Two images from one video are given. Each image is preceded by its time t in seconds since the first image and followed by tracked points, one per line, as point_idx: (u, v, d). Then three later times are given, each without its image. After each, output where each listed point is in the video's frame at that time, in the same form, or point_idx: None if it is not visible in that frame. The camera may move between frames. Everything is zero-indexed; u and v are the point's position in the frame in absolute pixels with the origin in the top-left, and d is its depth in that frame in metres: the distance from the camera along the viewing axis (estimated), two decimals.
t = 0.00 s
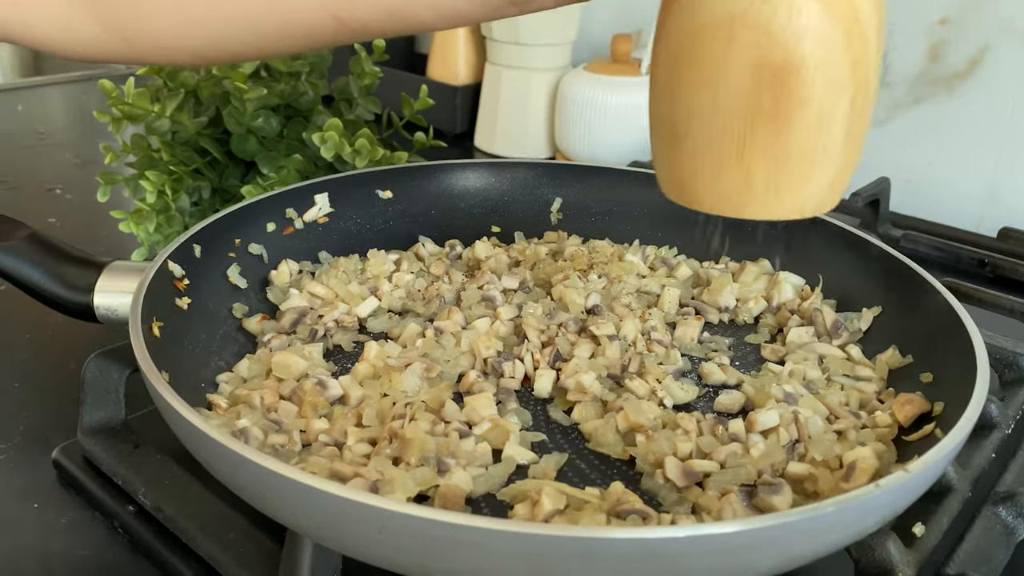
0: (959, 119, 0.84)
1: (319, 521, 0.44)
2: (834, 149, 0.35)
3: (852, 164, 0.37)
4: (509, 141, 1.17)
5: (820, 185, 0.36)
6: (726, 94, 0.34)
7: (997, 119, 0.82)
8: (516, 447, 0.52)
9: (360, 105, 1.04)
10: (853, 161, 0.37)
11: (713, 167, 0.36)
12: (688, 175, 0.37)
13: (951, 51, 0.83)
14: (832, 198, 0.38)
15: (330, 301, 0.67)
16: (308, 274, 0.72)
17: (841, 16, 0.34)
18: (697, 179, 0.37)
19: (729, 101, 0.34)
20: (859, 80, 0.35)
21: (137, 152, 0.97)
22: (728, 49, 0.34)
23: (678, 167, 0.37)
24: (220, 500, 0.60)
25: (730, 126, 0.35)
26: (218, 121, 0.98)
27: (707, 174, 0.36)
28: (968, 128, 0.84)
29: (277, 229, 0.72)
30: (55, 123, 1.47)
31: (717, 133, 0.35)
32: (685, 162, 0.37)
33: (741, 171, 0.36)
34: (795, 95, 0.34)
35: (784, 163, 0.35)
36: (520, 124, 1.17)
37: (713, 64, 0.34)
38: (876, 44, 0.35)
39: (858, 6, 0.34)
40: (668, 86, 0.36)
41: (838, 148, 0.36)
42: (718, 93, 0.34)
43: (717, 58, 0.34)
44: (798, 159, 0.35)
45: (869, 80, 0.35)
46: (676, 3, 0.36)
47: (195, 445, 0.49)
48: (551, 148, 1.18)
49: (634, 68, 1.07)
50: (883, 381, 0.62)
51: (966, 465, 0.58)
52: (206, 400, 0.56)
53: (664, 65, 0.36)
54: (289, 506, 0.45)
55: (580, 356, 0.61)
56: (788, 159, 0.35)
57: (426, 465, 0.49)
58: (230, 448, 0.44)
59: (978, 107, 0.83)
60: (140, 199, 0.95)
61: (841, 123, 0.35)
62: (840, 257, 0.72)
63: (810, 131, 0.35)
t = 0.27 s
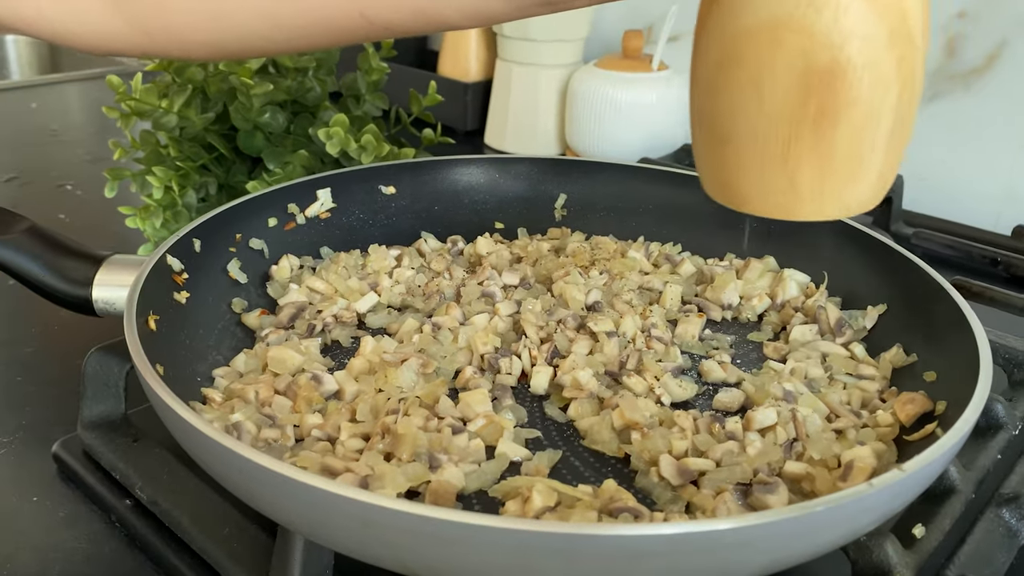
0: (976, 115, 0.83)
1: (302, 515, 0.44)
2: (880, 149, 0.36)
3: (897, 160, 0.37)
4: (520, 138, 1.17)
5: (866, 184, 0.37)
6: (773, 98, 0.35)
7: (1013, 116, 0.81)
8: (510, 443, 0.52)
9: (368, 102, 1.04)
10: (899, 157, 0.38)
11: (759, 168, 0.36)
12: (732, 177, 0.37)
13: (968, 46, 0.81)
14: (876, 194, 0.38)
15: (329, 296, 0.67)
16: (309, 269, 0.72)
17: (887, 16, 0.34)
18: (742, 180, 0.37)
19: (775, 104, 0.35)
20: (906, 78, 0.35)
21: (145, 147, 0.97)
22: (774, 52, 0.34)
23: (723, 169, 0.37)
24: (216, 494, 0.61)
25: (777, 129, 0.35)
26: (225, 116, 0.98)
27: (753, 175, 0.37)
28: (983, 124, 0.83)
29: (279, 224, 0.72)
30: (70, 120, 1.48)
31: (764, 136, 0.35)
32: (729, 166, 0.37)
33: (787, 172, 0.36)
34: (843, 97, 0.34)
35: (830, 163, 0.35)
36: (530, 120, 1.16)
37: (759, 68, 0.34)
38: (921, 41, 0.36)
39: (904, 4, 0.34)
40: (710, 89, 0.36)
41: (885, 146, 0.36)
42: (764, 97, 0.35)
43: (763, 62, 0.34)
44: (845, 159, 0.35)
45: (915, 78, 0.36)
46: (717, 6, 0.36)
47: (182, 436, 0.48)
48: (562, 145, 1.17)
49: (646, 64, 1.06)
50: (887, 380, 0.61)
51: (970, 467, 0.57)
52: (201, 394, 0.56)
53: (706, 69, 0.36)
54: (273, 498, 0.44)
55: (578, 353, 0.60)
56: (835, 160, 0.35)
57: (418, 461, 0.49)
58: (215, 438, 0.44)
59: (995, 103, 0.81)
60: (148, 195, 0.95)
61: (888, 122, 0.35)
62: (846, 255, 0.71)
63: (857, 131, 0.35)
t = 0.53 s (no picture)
0: (990, 113, 0.82)
1: (287, 510, 0.44)
2: (908, 151, 0.36)
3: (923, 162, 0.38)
4: (531, 135, 1.16)
5: (894, 185, 0.37)
6: (802, 101, 0.35)
7: None
8: (504, 440, 0.52)
9: (376, 98, 1.04)
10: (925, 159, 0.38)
11: (788, 172, 0.36)
12: (762, 181, 0.37)
13: (984, 43, 0.80)
14: (902, 194, 0.38)
15: (329, 292, 0.67)
16: (311, 265, 0.72)
17: (912, 20, 0.34)
18: (771, 184, 0.37)
19: (804, 109, 0.35)
20: (933, 80, 0.35)
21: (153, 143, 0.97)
22: (802, 58, 0.34)
23: (752, 172, 0.37)
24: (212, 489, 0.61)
25: (806, 134, 0.35)
26: (232, 112, 0.98)
27: (782, 178, 0.36)
28: (999, 121, 0.81)
29: (281, 219, 0.72)
30: (84, 116, 1.49)
31: (793, 140, 0.35)
32: (759, 169, 0.37)
33: (817, 175, 0.36)
34: (871, 101, 0.34)
35: (860, 166, 0.35)
36: (540, 117, 1.15)
37: (789, 72, 0.34)
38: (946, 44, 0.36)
39: (928, 7, 0.35)
40: (738, 93, 0.36)
41: (913, 148, 0.36)
42: (793, 103, 0.35)
43: (792, 66, 0.34)
44: (874, 161, 0.35)
45: (941, 79, 0.36)
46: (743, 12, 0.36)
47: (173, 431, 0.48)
48: (571, 143, 1.16)
49: (657, 60, 1.05)
50: (890, 380, 0.60)
51: (974, 469, 0.56)
52: (197, 388, 0.56)
53: (734, 74, 0.36)
54: (257, 493, 0.44)
55: (576, 350, 0.60)
56: (865, 163, 0.35)
57: (410, 458, 0.49)
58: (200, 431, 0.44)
59: (1010, 101, 0.80)
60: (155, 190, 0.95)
61: (916, 124, 0.35)
62: (851, 254, 0.70)
63: (887, 134, 0.35)
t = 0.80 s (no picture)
0: (1003, 111, 0.80)
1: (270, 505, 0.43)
2: (902, 151, 0.36)
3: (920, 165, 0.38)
4: (542, 133, 1.15)
5: (887, 187, 0.37)
6: (796, 95, 0.35)
7: None
8: (498, 438, 0.51)
9: (384, 95, 1.04)
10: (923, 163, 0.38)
11: (781, 169, 0.36)
12: (754, 179, 0.37)
13: (999, 39, 0.78)
14: (899, 199, 0.38)
15: (329, 288, 0.67)
16: (312, 261, 0.72)
17: (907, 19, 0.34)
18: (763, 182, 0.37)
19: (797, 104, 0.35)
20: (929, 79, 0.35)
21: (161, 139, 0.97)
22: (795, 52, 0.35)
23: (746, 166, 0.37)
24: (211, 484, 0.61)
25: (799, 128, 0.35)
26: (239, 108, 0.98)
27: (775, 174, 0.37)
28: (1013, 119, 0.80)
29: (283, 215, 0.72)
30: (100, 112, 1.50)
31: (787, 136, 0.36)
32: (752, 163, 0.37)
33: (810, 173, 0.36)
34: (864, 96, 0.35)
35: (854, 163, 0.36)
36: (551, 115, 1.14)
37: (783, 65, 0.35)
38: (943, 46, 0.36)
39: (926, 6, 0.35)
40: (734, 89, 0.37)
41: (909, 148, 0.36)
42: (786, 97, 0.35)
43: (787, 59, 0.35)
44: (866, 159, 0.35)
45: (937, 83, 0.36)
46: (738, 10, 0.37)
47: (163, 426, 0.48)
48: (582, 140, 1.15)
49: (669, 58, 1.04)
50: (894, 380, 0.59)
51: (978, 472, 0.55)
52: (193, 383, 0.56)
53: (731, 70, 0.37)
54: (241, 487, 0.44)
55: (574, 348, 0.59)
56: (859, 160, 0.35)
57: (402, 455, 0.48)
58: (185, 426, 0.44)
59: None
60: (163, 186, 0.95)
61: (911, 124, 0.35)
62: (857, 253, 0.70)
63: (881, 131, 0.35)
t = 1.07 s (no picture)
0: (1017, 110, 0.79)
1: (257, 502, 0.43)
2: (831, 146, 0.34)
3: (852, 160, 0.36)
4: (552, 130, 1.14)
5: (820, 182, 0.35)
6: (716, 86, 0.33)
7: None
8: (492, 437, 0.51)
9: (392, 92, 1.03)
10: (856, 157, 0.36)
11: (705, 165, 0.35)
12: (678, 176, 0.36)
13: (1014, 38, 0.77)
14: (830, 199, 0.37)
15: (329, 285, 0.67)
16: (314, 258, 0.72)
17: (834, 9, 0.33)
18: (686, 178, 0.36)
19: (719, 97, 0.33)
20: (858, 73, 0.34)
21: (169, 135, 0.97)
22: (718, 42, 0.33)
23: (670, 162, 0.36)
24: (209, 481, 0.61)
25: (722, 124, 0.34)
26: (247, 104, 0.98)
27: (699, 169, 0.35)
28: None
29: (285, 212, 0.72)
30: (114, 108, 1.50)
31: (708, 130, 0.34)
32: (675, 157, 0.36)
33: (733, 169, 0.34)
34: (786, 91, 0.33)
35: (778, 161, 0.34)
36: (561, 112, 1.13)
37: (704, 55, 0.33)
38: (876, 39, 0.34)
39: None
40: (658, 79, 0.35)
41: (838, 143, 0.34)
42: (710, 90, 0.34)
43: (708, 48, 0.33)
44: (792, 157, 0.34)
45: (869, 77, 0.34)
46: None
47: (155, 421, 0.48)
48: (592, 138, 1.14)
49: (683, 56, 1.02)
50: (897, 382, 0.58)
51: (982, 476, 0.54)
52: (189, 378, 0.56)
53: (654, 58, 0.35)
54: (229, 484, 0.44)
55: (572, 347, 0.59)
56: (784, 157, 0.34)
57: (394, 453, 0.48)
58: (174, 422, 0.44)
59: None
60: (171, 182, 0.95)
61: (839, 117, 0.34)
62: (863, 253, 0.69)
63: (806, 127, 0.34)
